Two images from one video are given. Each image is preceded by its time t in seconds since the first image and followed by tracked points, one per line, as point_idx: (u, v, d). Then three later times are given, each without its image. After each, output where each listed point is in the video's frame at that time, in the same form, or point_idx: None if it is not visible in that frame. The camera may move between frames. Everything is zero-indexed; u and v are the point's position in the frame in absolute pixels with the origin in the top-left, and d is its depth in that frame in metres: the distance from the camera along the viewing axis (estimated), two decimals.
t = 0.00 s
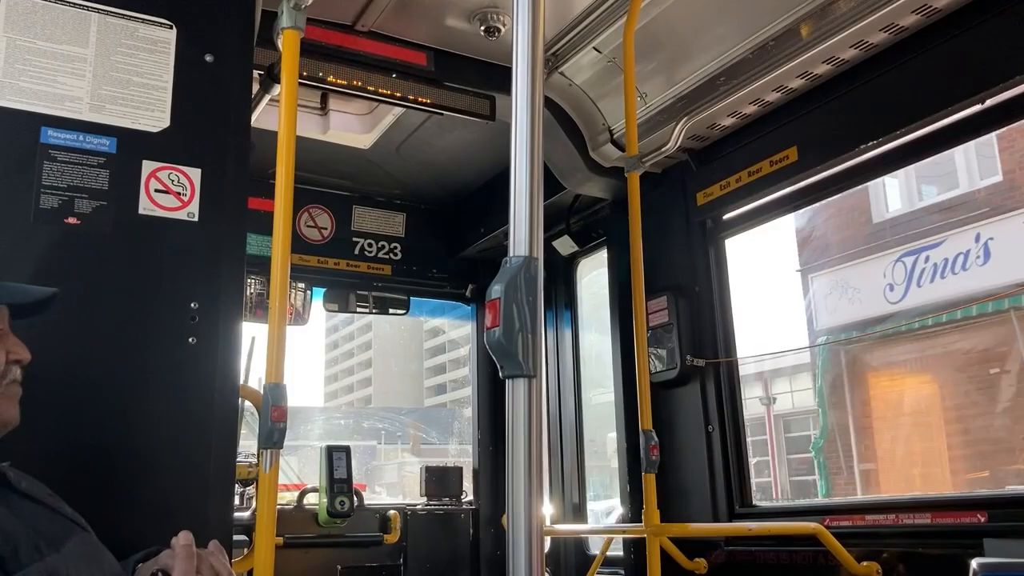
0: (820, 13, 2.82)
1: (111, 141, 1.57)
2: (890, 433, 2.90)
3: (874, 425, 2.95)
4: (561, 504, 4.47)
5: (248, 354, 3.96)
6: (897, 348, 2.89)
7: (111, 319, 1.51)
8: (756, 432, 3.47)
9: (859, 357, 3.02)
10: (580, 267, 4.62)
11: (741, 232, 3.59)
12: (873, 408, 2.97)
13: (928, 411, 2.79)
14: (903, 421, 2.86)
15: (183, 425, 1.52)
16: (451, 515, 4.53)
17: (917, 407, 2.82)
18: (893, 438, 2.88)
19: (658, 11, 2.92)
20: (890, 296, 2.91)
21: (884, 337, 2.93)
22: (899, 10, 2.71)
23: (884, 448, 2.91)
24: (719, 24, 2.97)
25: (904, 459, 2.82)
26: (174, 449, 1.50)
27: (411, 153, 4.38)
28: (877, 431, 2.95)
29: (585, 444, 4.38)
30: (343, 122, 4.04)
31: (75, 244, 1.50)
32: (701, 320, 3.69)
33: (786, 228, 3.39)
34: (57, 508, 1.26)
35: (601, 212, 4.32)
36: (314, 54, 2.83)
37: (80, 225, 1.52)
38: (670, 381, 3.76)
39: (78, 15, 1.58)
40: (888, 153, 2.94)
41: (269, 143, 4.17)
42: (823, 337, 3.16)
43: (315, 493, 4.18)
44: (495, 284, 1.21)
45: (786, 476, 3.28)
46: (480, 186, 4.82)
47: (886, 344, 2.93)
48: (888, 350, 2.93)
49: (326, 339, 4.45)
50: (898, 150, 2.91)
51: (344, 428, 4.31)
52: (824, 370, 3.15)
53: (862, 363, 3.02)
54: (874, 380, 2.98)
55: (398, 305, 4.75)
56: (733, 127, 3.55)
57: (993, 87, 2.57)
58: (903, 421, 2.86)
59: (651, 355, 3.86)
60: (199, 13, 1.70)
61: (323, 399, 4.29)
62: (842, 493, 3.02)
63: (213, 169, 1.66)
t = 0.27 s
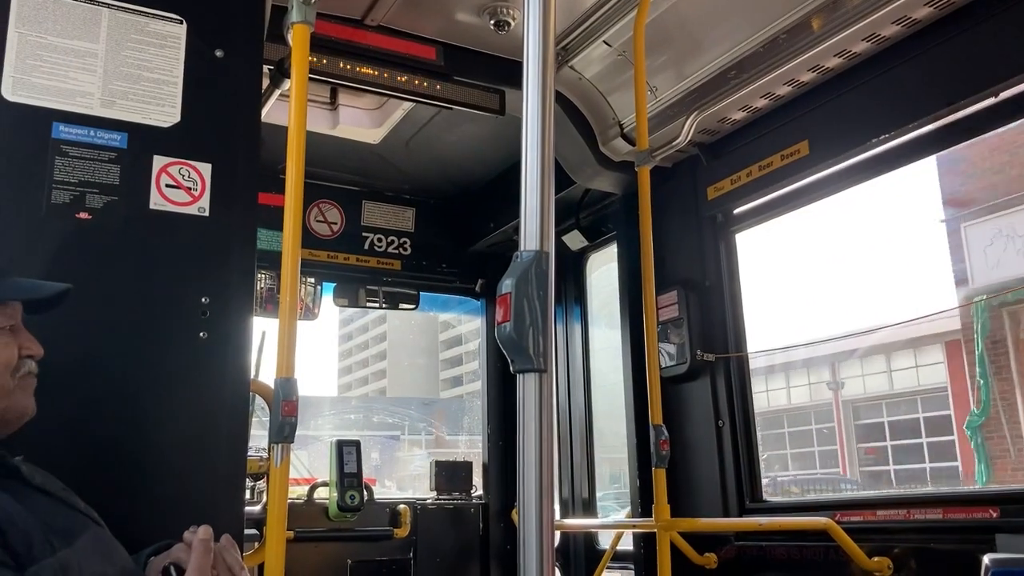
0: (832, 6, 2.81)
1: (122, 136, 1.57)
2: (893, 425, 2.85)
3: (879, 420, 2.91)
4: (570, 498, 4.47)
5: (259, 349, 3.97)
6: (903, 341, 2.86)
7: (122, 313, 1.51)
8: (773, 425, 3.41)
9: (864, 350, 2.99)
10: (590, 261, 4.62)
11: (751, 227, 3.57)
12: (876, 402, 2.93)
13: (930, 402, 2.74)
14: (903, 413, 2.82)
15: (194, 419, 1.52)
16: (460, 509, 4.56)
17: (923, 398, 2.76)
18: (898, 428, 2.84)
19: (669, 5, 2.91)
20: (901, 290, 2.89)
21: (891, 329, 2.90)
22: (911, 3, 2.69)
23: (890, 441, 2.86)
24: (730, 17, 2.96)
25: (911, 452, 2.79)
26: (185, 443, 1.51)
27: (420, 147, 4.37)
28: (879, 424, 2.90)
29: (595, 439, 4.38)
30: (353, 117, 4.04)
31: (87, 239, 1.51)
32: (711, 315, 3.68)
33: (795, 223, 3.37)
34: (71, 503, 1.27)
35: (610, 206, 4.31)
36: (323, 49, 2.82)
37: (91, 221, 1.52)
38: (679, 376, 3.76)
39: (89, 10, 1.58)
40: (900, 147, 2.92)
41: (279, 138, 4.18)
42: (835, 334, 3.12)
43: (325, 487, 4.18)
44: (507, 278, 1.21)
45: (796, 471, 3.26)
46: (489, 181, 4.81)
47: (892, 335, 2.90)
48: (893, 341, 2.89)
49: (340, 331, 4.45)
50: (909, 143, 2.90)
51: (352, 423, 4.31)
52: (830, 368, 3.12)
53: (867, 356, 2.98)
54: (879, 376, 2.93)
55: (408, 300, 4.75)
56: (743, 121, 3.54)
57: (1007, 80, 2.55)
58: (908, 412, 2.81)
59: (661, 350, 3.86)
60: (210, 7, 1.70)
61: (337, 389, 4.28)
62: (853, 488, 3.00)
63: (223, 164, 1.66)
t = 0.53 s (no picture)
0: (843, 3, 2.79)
1: (132, 132, 1.58)
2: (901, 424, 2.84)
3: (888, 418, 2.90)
4: (578, 496, 4.47)
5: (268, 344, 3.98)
6: (911, 338, 2.84)
7: (132, 308, 1.51)
8: (825, 418, 3.14)
9: (873, 348, 2.98)
10: (598, 259, 4.61)
11: (761, 224, 3.56)
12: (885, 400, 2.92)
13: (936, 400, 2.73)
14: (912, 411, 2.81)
15: (203, 414, 1.53)
16: (468, 505, 4.54)
17: (931, 398, 2.75)
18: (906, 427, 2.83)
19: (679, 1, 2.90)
20: (910, 289, 2.87)
21: (899, 327, 2.89)
22: None
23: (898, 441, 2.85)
24: (740, 14, 2.95)
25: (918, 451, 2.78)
26: (194, 438, 1.51)
27: (430, 144, 4.37)
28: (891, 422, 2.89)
29: (603, 436, 4.38)
30: (362, 114, 4.03)
31: (97, 235, 1.51)
32: (720, 312, 3.67)
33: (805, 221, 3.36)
34: (81, 498, 1.27)
35: (619, 203, 4.30)
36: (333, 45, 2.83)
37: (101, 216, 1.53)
38: (688, 374, 3.75)
39: (100, 6, 1.58)
40: (910, 145, 2.91)
41: (289, 134, 4.18)
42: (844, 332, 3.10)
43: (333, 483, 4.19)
44: (516, 275, 1.21)
45: (805, 469, 3.25)
46: (498, 178, 4.81)
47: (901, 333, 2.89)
48: (902, 339, 2.88)
49: (352, 325, 4.47)
50: (919, 142, 2.88)
51: (361, 419, 4.32)
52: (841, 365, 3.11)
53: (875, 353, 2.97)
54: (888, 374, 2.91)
55: (417, 296, 4.75)
56: (754, 118, 3.53)
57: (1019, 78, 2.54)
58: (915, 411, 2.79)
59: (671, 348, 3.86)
60: (220, 4, 1.70)
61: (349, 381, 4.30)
62: (862, 486, 2.99)
63: (233, 160, 1.66)
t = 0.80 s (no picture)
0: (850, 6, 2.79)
1: (140, 133, 1.58)
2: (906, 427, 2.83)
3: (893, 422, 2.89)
4: (583, 498, 4.47)
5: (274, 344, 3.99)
6: (916, 343, 2.84)
7: (138, 310, 1.52)
8: (891, 411, 2.89)
9: (877, 351, 2.97)
10: (604, 261, 4.62)
11: (766, 227, 3.56)
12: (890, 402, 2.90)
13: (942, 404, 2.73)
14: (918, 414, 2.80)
15: (208, 415, 1.53)
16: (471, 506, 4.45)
17: (930, 399, 2.77)
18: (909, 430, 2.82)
19: (686, 4, 2.90)
20: (916, 292, 2.86)
21: (904, 331, 2.88)
22: (931, 3, 2.67)
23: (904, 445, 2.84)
24: (747, 16, 2.94)
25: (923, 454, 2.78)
26: (200, 439, 1.52)
27: (436, 145, 4.38)
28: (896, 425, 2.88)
29: (608, 438, 4.38)
30: (369, 114, 4.03)
31: (104, 235, 1.52)
32: (726, 314, 3.66)
33: (811, 223, 3.35)
34: (88, 498, 1.27)
35: (625, 205, 4.30)
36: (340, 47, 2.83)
37: (109, 217, 1.53)
38: (693, 376, 3.75)
39: (108, 7, 1.59)
40: (917, 148, 2.90)
41: (295, 135, 4.19)
42: (848, 333, 3.10)
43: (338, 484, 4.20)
44: (521, 278, 1.21)
45: (810, 473, 3.24)
46: (504, 179, 4.81)
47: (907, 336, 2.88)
48: (907, 343, 2.87)
49: (362, 322, 4.52)
50: (926, 145, 2.87)
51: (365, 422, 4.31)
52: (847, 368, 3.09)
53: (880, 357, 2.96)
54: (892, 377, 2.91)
55: (422, 296, 4.76)
56: (760, 121, 3.52)
57: None
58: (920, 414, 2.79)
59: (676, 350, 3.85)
60: (227, 5, 1.71)
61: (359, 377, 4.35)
62: (865, 490, 2.98)
63: (240, 162, 1.67)
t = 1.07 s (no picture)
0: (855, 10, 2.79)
1: (145, 133, 1.59)
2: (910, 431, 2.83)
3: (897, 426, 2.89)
4: (585, 500, 4.48)
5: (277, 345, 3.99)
6: (918, 347, 2.83)
7: (142, 310, 1.52)
8: (962, 404, 2.66)
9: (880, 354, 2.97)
10: (607, 264, 4.62)
11: (770, 231, 3.56)
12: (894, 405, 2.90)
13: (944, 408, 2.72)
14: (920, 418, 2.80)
15: (212, 415, 1.53)
16: (474, 509, 4.48)
17: (934, 400, 2.75)
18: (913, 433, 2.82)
19: (690, 7, 2.90)
20: (919, 297, 2.86)
21: (908, 335, 2.87)
22: (935, 7, 2.67)
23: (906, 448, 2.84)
24: (751, 19, 2.94)
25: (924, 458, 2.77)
26: (203, 438, 1.52)
27: (440, 147, 4.38)
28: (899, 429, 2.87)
29: (611, 440, 4.38)
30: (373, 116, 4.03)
31: (108, 235, 1.52)
32: (729, 318, 3.66)
33: (815, 227, 3.35)
34: (89, 496, 1.27)
35: (629, 207, 4.30)
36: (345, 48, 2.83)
37: (113, 217, 1.53)
38: (697, 379, 3.75)
39: (114, 8, 1.59)
40: (921, 152, 2.90)
41: (300, 136, 4.19)
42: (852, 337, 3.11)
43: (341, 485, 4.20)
44: (525, 280, 1.20)
45: (813, 477, 3.24)
46: (508, 181, 4.82)
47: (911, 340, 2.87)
48: (910, 348, 2.87)
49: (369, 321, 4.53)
50: (931, 148, 2.87)
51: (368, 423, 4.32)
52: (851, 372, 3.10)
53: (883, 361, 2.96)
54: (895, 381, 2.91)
55: (425, 299, 4.75)
56: (764, 124, 3.52)
57: None
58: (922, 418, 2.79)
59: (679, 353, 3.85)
60: (233, 6, 1.71)
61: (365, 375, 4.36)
62: (867, 494, 2.98)
63: (245, 162, 1.67)
